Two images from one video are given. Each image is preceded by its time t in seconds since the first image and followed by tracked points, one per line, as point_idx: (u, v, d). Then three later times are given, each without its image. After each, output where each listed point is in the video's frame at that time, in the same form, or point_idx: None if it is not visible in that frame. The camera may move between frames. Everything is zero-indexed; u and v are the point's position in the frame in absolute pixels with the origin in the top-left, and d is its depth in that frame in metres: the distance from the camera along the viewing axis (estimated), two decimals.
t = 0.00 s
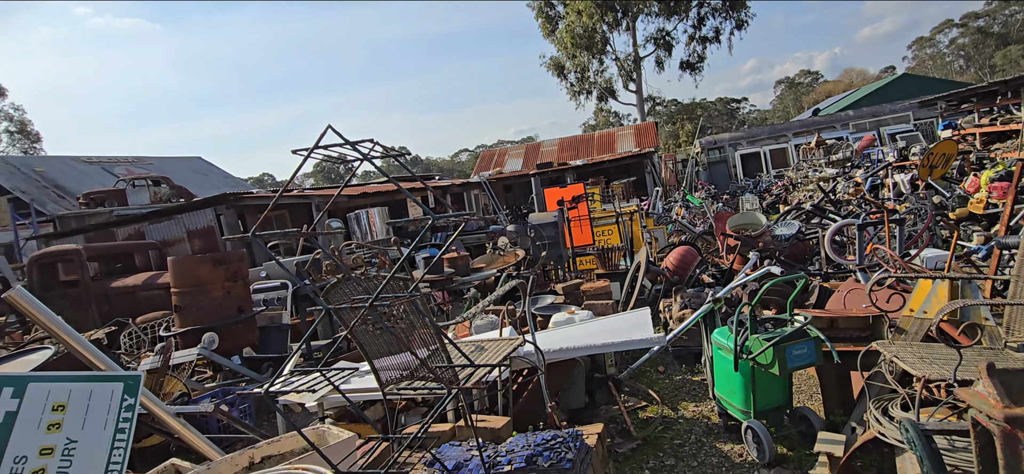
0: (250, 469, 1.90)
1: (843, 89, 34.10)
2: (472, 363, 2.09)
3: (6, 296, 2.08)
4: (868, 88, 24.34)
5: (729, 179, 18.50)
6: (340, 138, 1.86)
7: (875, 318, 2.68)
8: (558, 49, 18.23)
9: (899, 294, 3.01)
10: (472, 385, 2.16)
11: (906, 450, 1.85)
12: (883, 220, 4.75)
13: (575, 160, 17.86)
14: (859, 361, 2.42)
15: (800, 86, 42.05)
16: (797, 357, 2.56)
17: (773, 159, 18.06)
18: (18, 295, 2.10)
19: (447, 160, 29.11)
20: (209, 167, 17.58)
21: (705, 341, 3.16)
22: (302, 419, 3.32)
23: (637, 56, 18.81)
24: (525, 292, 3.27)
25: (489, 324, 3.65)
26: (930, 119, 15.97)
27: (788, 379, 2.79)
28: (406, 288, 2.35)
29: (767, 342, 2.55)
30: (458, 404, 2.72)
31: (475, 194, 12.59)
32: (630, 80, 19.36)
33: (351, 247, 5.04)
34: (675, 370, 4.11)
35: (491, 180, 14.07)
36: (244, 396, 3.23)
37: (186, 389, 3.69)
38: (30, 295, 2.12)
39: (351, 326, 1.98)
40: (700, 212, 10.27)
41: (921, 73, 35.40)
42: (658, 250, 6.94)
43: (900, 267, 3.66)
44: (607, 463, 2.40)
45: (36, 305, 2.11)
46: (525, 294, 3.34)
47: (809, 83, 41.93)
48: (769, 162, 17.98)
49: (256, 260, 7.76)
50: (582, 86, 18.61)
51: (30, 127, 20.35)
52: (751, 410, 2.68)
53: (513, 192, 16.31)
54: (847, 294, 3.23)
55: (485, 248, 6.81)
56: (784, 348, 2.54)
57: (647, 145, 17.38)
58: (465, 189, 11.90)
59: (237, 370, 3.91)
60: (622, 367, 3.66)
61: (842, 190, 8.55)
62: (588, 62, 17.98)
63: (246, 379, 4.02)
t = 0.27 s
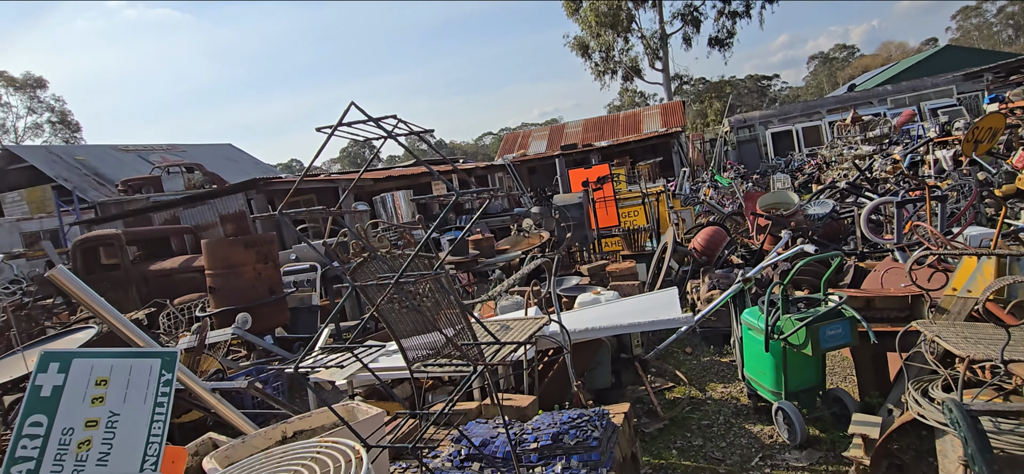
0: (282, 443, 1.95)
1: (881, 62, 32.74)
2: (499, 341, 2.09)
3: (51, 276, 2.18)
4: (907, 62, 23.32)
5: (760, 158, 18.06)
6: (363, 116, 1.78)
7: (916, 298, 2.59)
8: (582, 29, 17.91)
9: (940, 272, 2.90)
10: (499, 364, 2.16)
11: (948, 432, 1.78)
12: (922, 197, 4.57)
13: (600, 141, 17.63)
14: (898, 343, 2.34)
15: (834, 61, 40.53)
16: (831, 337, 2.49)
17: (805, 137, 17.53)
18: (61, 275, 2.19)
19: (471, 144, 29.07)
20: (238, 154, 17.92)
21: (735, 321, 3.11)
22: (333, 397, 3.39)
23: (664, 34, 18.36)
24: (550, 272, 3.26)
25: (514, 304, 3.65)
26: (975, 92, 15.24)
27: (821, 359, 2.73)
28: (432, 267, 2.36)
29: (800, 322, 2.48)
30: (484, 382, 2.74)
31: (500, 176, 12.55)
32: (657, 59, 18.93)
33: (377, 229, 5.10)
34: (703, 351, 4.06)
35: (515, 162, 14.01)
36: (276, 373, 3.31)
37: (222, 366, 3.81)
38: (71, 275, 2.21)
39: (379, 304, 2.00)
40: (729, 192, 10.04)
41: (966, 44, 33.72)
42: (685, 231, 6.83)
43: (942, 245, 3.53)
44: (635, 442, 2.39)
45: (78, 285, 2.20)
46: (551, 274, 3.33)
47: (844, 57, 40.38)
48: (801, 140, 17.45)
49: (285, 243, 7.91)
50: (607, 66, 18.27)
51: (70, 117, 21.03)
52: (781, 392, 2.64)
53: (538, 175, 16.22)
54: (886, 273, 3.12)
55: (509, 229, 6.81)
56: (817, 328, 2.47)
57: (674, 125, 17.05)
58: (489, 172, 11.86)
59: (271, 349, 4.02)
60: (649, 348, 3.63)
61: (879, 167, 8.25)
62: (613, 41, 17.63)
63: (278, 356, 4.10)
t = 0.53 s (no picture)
0: (315, 412, 2.00)
1: (917, 35, 31.44)
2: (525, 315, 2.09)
3: (93, 251, 2.27)
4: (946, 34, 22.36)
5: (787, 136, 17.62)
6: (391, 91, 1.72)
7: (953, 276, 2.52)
8: (604, 5, 17.56)
9: (978, 249, 2.81)
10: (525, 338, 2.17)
11: (984, 410, 1.75)
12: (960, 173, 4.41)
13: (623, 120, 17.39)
14: (933, 320, 2.29)
15: (868, 34, 39.08)
16: (862, 314, 2.44)
17: (835, 114, 17.02)
18: (101, 250, 2.28)
19: (492, 125, 28.94)
20: (263, 137, 18.16)
21: (761, 300, 3.07)
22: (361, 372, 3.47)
23: (689, 8, 17.90)
24: (574, 250, 3.25)
25: (537, 282, 3.67)
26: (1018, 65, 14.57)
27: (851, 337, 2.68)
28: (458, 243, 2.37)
29: (829, 299, 2.45)
30: (509, 358, 2.76)
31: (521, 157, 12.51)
32: (681, 35, 18.50)
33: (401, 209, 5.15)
34: (728, 329, 4.04)
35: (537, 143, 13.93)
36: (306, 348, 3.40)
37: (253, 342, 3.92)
38: (111, 250, 2.31)
39: (406, 279, 2.02)
40: (755, 171, 9.84)
41: (1010, 13, 32.13)
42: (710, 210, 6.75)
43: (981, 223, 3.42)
44: (659, 417, 2.40)
45: (119, 260, 2.28)
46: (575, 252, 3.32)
47: (878, 30, 38.89)
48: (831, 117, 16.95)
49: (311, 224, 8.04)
50: (630, 43, 17.92)
51: (101, 102, 21.52)
52: (809, 369, 2.61)
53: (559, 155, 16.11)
54: (920, 251, 3.04)
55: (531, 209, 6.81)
56: (848, 306, 2.43)
57: (699, 102, 16.70)
58: (510, 152, 11.82)
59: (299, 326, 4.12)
60: (673, 326, 3.63)
61: (914, 144, 7.99)
62: (636, 17, 17.27)
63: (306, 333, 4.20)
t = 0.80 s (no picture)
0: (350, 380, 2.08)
1: (944, 15, 30.54)
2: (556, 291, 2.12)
3: (139, 223, 2.44)
4: (975, 14, 21.70)
5: (807, 118, 17.34)
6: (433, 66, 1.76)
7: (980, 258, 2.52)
8: None
9: (1006, 233, 2.80)
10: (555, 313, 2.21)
11: (1010, 388, 1.77)
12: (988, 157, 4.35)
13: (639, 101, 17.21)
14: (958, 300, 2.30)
15: (893, 14, 38.02)
16: (888, 295, 2.46)
17: (857, 96, 16.69)
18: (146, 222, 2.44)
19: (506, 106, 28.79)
20: (279, 117, 18.28)
21: (784, 281, 3.09)
22: (386, 346, 3.55)
23: None
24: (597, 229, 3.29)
25: (559, 260, 3.71)
26: None
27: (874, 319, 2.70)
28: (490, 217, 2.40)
29: (854, 280, 2.46)
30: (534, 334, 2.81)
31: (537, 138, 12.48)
32: (700, 14, 18.17)
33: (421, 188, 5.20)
34: (747, 310, 4.06)
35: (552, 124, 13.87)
36: (333, 322, 3.49)
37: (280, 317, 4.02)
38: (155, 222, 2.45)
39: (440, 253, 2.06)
40: (774, 154, 9.74)
41: None
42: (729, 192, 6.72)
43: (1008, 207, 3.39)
44: (682, 393, 2.44)
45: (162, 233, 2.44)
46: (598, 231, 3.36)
47: (904, 10, 37.81)
48: (852, 99, 16.64)
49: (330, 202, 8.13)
50: (647, 23, 17.65)
51: (119, 81, 21.73)
52: (831, 350, 2.64)
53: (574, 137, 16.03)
54: (950, 232, 3.01)
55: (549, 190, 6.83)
56: (873, 286, 2.44)
57: (717, 84, 16.47)
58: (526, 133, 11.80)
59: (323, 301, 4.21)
60: (693, 305, 3.66)
61: (939, 127, 7.84)
62: None
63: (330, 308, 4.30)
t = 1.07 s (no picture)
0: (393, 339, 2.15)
1: None
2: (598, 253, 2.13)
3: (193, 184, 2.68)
4: None
5: (829, 98, 17.00)
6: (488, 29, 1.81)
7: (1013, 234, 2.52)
8: None
9: None
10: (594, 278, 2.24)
11: None
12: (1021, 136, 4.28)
13: (657, 78, 16.97)
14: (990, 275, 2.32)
15: None
16: (919, 270, 2.47)
17: (882, 76, 16.32)
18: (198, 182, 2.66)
19: (521, 82, 28.52)
20: (295, 90, 18.31)
21: (812, 255, 3.11)
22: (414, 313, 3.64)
23: None
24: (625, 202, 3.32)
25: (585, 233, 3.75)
26: None
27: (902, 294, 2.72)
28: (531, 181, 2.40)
29: (886, 254, 2.48)
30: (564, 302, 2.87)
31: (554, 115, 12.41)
32: None
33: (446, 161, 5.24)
34: (770, 286, 4.09)
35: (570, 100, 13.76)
36: (364, 289, 3.58)
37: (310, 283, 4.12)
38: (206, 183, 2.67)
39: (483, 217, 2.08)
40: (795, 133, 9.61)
41: None
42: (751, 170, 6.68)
43: None
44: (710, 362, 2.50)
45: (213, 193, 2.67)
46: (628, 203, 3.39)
47: None
48: (877, 78, 16.26)
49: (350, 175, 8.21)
50: None
51: (135, 53, 21.80)
52: (857, 323, 2.68)
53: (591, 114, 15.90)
54: (981, 210, 3.00)
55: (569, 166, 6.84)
56: (905, 261, 2.46)
57: (738, 61, 16.17)
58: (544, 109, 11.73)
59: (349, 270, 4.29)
60: (718, 279, 3.69)
61: (968, 106, 7.68)
62: None
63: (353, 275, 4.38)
